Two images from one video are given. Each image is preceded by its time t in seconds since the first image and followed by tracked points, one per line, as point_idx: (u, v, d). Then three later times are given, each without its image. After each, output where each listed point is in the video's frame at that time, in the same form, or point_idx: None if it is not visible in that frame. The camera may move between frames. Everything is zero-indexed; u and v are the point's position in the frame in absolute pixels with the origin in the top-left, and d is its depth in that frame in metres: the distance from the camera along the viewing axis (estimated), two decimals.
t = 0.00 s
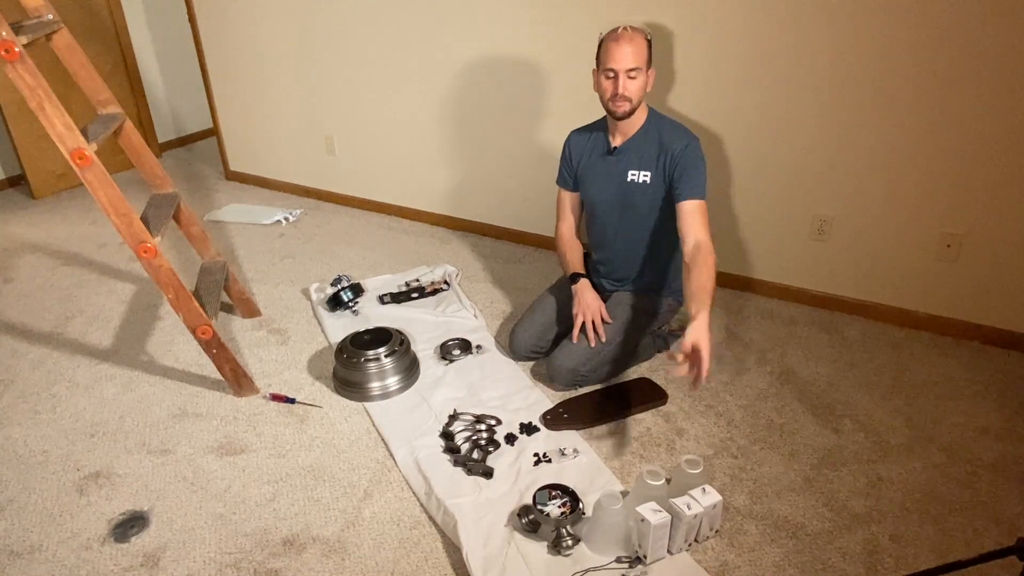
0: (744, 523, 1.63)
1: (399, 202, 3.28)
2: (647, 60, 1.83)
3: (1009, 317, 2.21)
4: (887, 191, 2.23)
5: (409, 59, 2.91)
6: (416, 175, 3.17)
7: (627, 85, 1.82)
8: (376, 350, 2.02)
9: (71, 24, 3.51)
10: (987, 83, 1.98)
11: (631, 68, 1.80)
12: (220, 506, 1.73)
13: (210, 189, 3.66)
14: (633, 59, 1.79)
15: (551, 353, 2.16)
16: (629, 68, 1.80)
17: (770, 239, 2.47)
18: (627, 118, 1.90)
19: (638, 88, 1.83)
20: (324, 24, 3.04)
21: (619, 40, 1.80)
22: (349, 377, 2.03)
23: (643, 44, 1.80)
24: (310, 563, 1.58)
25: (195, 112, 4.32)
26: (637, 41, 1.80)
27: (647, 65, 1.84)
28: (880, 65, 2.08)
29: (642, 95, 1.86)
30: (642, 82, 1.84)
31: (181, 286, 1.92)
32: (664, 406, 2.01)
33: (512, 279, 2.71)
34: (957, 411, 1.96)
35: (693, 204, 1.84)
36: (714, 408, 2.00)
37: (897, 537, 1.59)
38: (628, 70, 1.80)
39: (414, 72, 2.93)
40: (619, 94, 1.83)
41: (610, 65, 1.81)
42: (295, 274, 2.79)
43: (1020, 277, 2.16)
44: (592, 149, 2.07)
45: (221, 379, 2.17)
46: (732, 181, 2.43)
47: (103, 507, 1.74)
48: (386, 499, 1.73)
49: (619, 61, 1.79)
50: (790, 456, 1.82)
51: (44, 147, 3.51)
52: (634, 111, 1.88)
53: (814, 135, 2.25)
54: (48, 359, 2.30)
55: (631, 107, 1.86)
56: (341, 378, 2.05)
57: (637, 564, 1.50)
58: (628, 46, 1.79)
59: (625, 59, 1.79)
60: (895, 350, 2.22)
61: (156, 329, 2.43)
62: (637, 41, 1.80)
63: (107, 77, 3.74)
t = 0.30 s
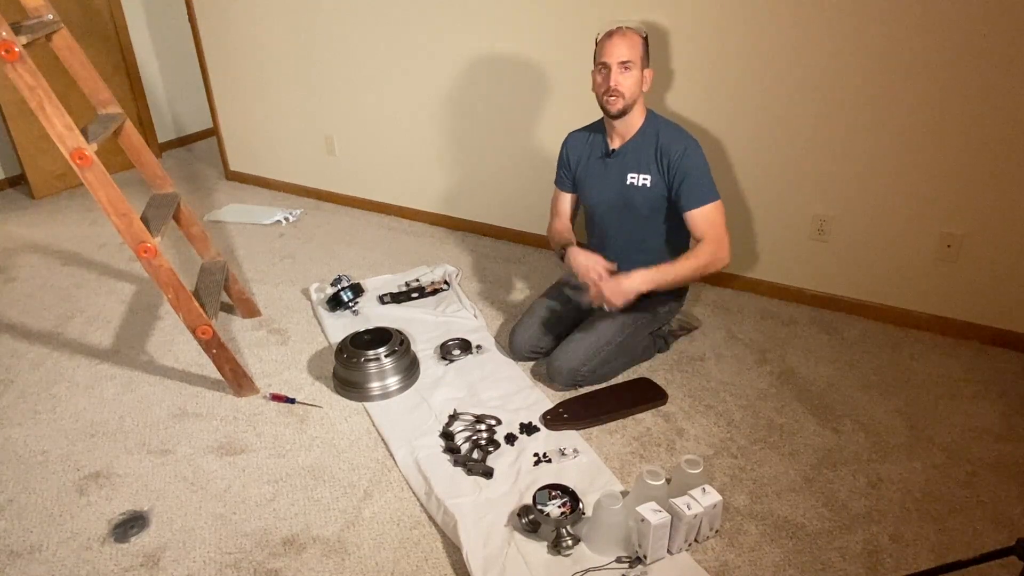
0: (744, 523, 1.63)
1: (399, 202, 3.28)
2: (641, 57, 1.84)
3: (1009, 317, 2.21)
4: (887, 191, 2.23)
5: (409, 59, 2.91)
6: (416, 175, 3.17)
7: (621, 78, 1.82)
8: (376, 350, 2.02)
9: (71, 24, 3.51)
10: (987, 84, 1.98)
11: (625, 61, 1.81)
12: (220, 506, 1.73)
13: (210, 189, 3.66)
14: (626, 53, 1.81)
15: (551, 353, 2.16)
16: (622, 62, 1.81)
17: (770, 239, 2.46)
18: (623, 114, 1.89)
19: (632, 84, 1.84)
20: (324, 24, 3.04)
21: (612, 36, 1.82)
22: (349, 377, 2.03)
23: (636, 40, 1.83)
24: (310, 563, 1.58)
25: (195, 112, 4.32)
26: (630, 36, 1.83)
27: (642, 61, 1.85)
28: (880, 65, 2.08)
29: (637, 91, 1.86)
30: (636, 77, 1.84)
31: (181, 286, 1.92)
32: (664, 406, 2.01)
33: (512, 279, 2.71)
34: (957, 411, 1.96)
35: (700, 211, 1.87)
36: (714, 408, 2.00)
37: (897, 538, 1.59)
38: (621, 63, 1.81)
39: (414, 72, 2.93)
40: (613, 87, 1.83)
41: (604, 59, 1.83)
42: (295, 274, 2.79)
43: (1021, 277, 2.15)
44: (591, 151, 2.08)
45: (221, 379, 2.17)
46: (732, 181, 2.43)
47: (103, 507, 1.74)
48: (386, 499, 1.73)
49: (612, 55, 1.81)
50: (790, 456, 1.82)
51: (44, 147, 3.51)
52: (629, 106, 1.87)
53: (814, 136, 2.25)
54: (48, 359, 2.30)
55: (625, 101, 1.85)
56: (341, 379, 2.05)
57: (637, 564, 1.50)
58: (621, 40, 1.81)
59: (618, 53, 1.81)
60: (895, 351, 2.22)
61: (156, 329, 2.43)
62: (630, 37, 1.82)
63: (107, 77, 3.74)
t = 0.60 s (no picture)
0: (744, 523, 1.63)
1: (399, 202, 3.28)
2: (640, 56, 1.83)
3: (1009, 317, 2.21)
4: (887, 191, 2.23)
5: (410, 59, 2.91)
6: (417, 175, 3.17)
7: (621, 78, 1.82)
8: (376, 350, 2.02)
9: (71, 24, 3.51)
10: (988, 84, 1.98)
11: (623, 61, 1.81)
12: (220, 506, 1.73)
13: (210, 189, 3.66)
14: (624, 53, 1.80)
15: (551, 353, 2.16)
16: (620, 63, 1.81)
17: (770, 240, 2.47)
18: (625, 114, 1.89)
19: (632, 83, 1.83)
20: (324, 24, 3.04)
21: (610, 37, 1.82)
22: (349, 377, 2.03)
23: (634, 39, 1.82)
24: (310, 563, 1.58)
25: (195, 112, 4.32)
26: (628, 36, 1.82)
27: (641, 60, 1.84)
28: (881, 65, 2.08)
29: (638, 90, 1.85)
30: (636, 76, 1.83)
31: (182, 286, 1.92)
32: (664, 406, 2.01)
33: (512, 278, 2.71)
34: (956, 411, 1.96)
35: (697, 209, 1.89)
36: (714, 408, 2.00)
37: (898, 538, 1.59)
38: (620, 63, 1.81)
39: (414, 72, 2.93)
40: (613, 88, 1.83)
41: (602, 60, 1.82)
42: (295, 274, 2.79)
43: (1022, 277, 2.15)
44: (592, 150, 2.08)
45: (221, 379, 2.17)
46: (733, 181, 2.43)
47: (104, 507, 1.74)
48: (386, 499, 1.73)
49: (610, 57, 1.81)
50: (790, 455, 1.82)
51: (44, 147, 3.51)
52: (630, 105, 1.87)
53: (814, 135, 2.25)
54: (48, 359, 2.30)
55: (626, 101, 1.85)
56: (341, 378, 2.05)
57: (637, 564, 1.50)
58: (619, 41, 1.81)
59: (615, 55, 1.80)
60: (895, 350, 2.22)
61: (156, 329, 2.43)
62: (628, 36, 1.82)
63: (107, 77, 3.74)
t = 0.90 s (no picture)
0: (744, 523, 1.63)
1: (399, 202, 3.28)
2: (636, 56, 1.83)
3: (1009, 317, 2.21)
4: (887, 190, 2.23)
5: (410, 59, 2.91)
6: (417, 175, 3.17)
7: (616, 81, 1.82)
8: (376, 350, 2.02)
9: (71, 24, 3.51)
10: (988, 84, 1.98)
11: (618, 63, 1.81)
12: (220, 506, 1.73)
13: (210, 189, 3.66)
14: (620, 55, 1.80)
15: (551, 353, 2.16)
16: (616, 66, 1.81)
17: (770, 240, 2.47)
18: (623, 115, 1.89)
19: (627, 85, 1.83)
20: (324, 24, 3.04)
21: (605, 40, 1.82)
22: (349, 377, 2.03)
23: (629, 40, 1.81)
24: (310, 563, 1.58)
25: (195, 112, 4.31)
26: (623, 38, 1.81)
27: (637, 61, 1.84)
28: (882, 65, 2.08)
29: (634, 91, 1.85)
30: (632, 77, 1.83)
31: (182, 286, 1.92)
32: (664, 406, 2.01)
33: (512, 278, 2.71)
34: (956, 411, 1.96)
35: (694, 211, 1.91)
36: (714, 408, 2.00)
37: (898, 538, 1.59)
38: (616, 66, 1.81)
39: (414, 72, 2.93)
40: (609, 91, 1.83)
41: (598, 63, 1.83)
42: (295, 274, 2.79)
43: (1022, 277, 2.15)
44: (592, 151, 2.07)
45: (221, 379, 2.17)
46: (733, 182, 2.43)
47: (103, 507, 1.74)
48: (386, 499, 1.73)
49: (605, 59, 1.81)
50: (790, 455, 1.82)
51: (44, 147, 3.51)
52: (628, 106, 1.87)
53: (814, 135, 2.25)
54: (48, 359, 2.30)
55: (623, 102, 1.85)
56: (341, 379, 2.05)
57: (637, 564, 1.50)
58: (614, 43, 1.80)
59: (611, 57, 1.80)
60: (895, 350, 2.22)
61: (156, 329, 2.43)
62: (623, 37, 1.81)
63: (107, 77, 3.74)
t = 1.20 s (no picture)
0: (744, 523, 1.63)
1: (399, 202, 3.28)
2: (636, 58, 1.83)
3: (1009, 317, 2.21)
4: (887, 190, 2.23)
5: (410, 59, 2.91)
6: (417, 175, 3.17)
7: (616, 82, 1.82)
8: (376, 350, 2.02)
9: (71, 23, 3.51)
10: (988, 84, 1.98)
11: (618, 65, 1.81)
12: (220, 506, 1.73)
13: (210, 189, 3.66)
14: (620, 57, 1.80)
15: (551, 353, 2.16)
16: (616, 67, 1.81)
17: (770, 240, 2.47)
18: (622, 116, 1.89)
19: (627, 87, 1.83)
20: (324, 24, 3.04)
21: (605, 40, 1.82)
22: (349, 377, 2.03)
23: (629, 41, 1.81)
24: (310, 563, 1.58)
25: (195, 112, 4.31)
26: (623, 40, 1.81)
27: (637, 63, 1.84)
28: (882, 65, 2.08)
29: (634, 93, 1.85)
30: (632, 79, 1.83)
31: (182, 286, 1.92)
32: (664, 406, 2.01)
33: (512, 278, 2.71)
34: (956, 410, 1.96)
35: (694, 212, 1.91)
36: (714, 408, 2.00)
37: (897, 538, 1.59)
38: (615, 68, 1.81)
39: (413, 73, 2.93)
40: (609, 93, 1.83)
41: (598, 64, 1.83)
42: (295, 274, 2.79)
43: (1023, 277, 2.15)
44: (592, 151, 2.07)
45: (221, 379, 2.17)
46: (733, 182, 2.43)
47: (103, 507, 1.74)
48: (386, 499, 1.73)
49: (605, 61, 1.81)
50: (790, 455, 1.82)
51: (44, 147, 3.51)
52: (627, 107, 1.87)
53: (813, 135, 2.25)
54: (47, 359, 2.30)
55: (622, 104, 1.85)
56: (341, 379, 2.05)
57: (637, 564, 1.50)
58: (615, 44, 1.80)
59: (611, 59, 1.80)
60: (895, 350, 2.22)
61: (157, 329, 2.43)
62: (623, 39, 1.81)
63: (107, 77, 3.74)
